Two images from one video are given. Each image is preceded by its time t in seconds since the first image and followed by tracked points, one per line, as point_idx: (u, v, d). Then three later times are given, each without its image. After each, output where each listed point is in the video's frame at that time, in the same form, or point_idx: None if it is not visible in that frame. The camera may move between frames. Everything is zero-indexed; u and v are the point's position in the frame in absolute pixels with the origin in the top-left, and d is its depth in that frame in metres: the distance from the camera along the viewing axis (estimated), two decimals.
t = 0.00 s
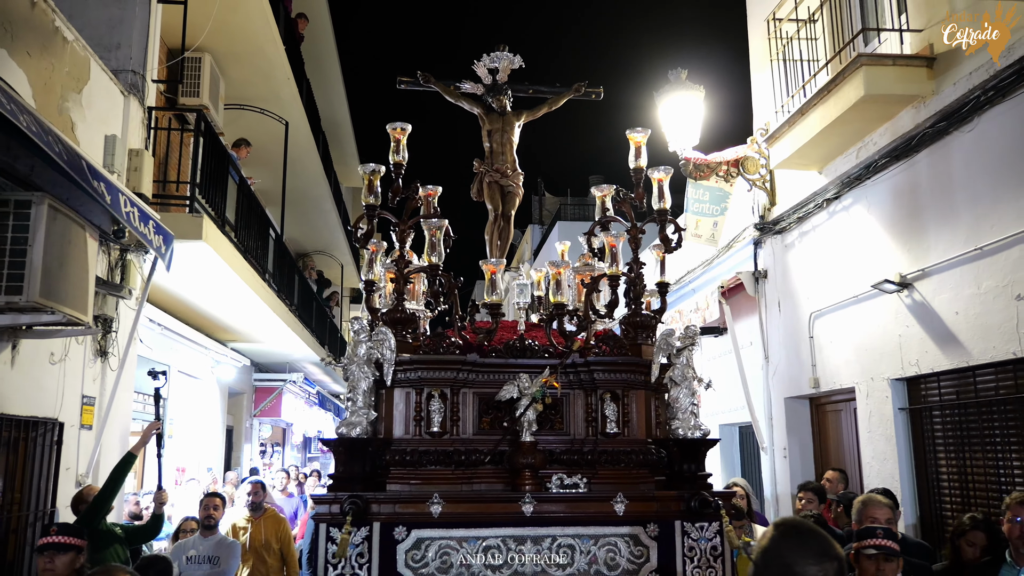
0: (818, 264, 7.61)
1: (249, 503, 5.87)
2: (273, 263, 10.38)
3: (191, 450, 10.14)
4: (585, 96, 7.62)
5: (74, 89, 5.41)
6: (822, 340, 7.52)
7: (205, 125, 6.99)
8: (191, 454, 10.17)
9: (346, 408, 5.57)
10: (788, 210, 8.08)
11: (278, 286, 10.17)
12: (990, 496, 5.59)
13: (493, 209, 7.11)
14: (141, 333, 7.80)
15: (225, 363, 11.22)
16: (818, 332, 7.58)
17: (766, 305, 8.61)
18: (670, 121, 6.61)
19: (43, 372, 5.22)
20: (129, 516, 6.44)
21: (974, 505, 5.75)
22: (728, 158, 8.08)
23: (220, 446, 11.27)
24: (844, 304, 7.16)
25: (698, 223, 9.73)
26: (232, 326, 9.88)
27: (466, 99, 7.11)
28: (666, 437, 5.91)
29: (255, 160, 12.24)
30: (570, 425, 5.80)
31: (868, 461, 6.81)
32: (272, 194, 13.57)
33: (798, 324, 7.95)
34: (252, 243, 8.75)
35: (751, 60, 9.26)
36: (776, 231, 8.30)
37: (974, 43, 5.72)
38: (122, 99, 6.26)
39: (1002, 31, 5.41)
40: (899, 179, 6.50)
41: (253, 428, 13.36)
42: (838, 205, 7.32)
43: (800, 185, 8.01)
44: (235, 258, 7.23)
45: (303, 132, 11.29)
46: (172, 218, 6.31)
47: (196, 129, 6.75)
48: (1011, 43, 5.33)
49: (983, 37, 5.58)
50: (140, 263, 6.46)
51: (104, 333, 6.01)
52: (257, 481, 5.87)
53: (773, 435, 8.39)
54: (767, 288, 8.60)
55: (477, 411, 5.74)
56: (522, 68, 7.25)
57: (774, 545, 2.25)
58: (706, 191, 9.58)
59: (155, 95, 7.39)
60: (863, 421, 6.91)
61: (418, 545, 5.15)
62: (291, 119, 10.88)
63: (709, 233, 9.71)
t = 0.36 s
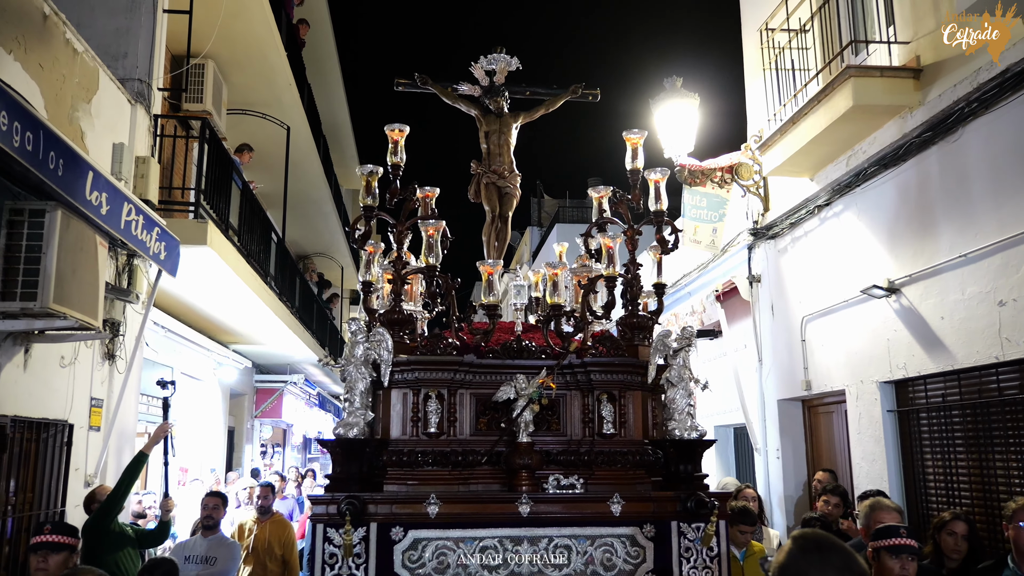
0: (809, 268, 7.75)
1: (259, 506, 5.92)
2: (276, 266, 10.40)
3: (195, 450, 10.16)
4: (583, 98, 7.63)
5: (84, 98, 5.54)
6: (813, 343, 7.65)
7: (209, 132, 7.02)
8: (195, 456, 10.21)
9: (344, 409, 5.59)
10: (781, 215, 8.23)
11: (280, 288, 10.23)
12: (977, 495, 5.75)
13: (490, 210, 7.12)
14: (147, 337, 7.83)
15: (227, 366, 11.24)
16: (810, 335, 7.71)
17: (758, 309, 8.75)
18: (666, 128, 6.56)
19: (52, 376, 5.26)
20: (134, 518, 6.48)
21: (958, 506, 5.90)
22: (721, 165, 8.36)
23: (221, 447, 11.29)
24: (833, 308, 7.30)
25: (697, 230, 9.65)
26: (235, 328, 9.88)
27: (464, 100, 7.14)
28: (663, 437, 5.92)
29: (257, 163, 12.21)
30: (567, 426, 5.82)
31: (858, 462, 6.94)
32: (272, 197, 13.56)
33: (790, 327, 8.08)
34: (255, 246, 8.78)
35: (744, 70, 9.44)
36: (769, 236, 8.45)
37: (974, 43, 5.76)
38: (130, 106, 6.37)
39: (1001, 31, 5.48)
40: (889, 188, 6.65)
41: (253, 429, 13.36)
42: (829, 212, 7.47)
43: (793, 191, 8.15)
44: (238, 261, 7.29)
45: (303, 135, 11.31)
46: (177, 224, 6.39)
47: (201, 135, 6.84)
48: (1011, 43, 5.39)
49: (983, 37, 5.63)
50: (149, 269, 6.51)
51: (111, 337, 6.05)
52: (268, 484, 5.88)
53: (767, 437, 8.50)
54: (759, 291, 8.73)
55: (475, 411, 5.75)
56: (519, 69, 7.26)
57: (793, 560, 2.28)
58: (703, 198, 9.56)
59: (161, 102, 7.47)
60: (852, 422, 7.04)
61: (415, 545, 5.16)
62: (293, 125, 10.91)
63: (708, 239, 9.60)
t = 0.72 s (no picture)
0: (795, 272, 7.89)
1: (265, 503, 5.90)
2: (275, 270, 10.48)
3: (196, 452, 10.21)
4: (581, 100, 7.68)
5: (89, 109, 5.58)
6: (800, 345, 7.77)
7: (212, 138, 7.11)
8: (196, 458, 10.28)
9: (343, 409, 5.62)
10: (768, 220, 8.34)
11: (280, 292, 10.28)
12: (954, 494, 5.90)
13: (488, 212, 7.16)
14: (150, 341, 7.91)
15: (226, 368, 11.28)
16: (796, 338, 7.84)
17: (746, 312, 8.86)
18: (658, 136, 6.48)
19: (60, 377, 5.33)
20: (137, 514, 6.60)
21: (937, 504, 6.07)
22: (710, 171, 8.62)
23: (222, 448, 11.35)
24: (818, 310, 7.43)
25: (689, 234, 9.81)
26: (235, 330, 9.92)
27: (463, 102, 7.17)
28: (660, 436, 5.94)
29: (258, 168, 12.27)
30: (565, 425, 5.84)
31: (843, 461, 7.08)
32: (271, 200, 13.61)
33: (777, 330, 8.20)
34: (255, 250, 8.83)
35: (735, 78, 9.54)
36: (756, 241, 8.56)
37: (974, 43, 5.67)
38: (133, 114, 6.39)
39: (1001, 31, 5.39)
40: (872, 196, 6.78)
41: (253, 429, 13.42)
42: (814, 217, 7.59)
43: (780, 198, 8.27)
44: (240, 267, 7.38)
45: (303, 141, 11.35)
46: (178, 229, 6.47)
47: (202, 144, 6.87)
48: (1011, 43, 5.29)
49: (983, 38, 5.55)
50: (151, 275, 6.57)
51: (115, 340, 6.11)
52: (275, 481, 5.88)
53: (755, 437, 8.63)
54: (748, 295, 8.83)
55: (473, 412, 5.78)
56: (517, 71, 7.29)
57: (776, 543, 2.31)
58: (695, 203, 9.70)
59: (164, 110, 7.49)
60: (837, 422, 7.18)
61: (414, 544, 5.18)
62: (292, 130, 10.97)
63: (702, 242, 9.91)
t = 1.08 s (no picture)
0: (783, 278, 8.03)
1: (255, 507, 5.95)
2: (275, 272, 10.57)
3: (199, 453, 10.27)
4: (585, 102, 7.71)
5: (97, 121, 5.66)
6: (788, 349, 7.90)
7: (212, 149, 7.22)
8: (200, 458, 10.34)
9: (347, 411, 5.66)
10: (759, 227, 8.46)
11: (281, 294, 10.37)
12: (932, 498, 6.11)
13: (491, 214, 7.21)
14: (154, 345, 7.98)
15: (229, 369, 11.34)
16: (785, 342, 7.97)
17: (737, 316, 8.97)
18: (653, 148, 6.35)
19: (68, 382, 5.39)
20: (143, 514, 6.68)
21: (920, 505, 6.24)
22: (702, 179, 8.79)
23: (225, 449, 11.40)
24: (805, 316, 7.56)
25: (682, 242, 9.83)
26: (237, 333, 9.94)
27: (467, 105, 7.21)
28: (662, 439, 5.96)
29: (260, 173, 12.33)
30: (568, 427, 5.89)
31: (829, 463, 7.23)
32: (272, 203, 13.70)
33: (766, 335, 8.32)
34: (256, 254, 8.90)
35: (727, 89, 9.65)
36: (746, 246, 8.69)
37: (973, 44, 5.62)
38: (138, 125, 6.48)
39: (1001, 31, 5.34)
40: (857, 206, 6.90)
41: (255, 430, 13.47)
42: (802, 225, 7.71)
43: (770, 205, 8.40)
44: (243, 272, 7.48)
45: (303, 146, 11.44)
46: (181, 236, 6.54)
47: (206, 153, 6.94)
48: (1011, 44, 5.25)
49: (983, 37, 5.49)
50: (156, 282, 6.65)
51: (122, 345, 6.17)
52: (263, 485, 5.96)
53: (745, 439, 8.74)
54: (738, 300, 8.94)
55: (477, 414, 5.83)
56: (521, 74, 7.32)
57: (786, 554, 2.32)
58: (686, 210, 9.65)
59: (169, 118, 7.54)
60: (823, 426, 7.34)
61: (418, 545, 5.23)
62: (293, 136, 11.07)
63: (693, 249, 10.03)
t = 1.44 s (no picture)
0: (777, 285, 8.08)
1: (252, 509, 5.98)
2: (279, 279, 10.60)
3: (205, 457, 10.30)
4: (583, 109, 7.76)
5: (110, 134, 5.73)
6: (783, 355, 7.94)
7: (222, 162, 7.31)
8: (205, 462, 10.37)
9: (349, 417, 5.70)
10: (754, 236, 8.51)
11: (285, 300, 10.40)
12: (920, 505, 6.15)
13: (491, 220, 7.26)
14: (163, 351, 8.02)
15: (233, 373, 11.39)
16: (779, 348, 8.01)
17: (733, 322, 9.01)
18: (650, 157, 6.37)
19: (84, 389, 5.46)
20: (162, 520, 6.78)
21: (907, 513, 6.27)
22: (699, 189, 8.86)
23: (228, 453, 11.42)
24: (799, 323, 7.60)
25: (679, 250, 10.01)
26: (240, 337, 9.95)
27: (466, 112, 7.25)
28: (660, 445, 5.95)
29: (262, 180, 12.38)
30: (568, 433, 5.92)
31: (821, 466, 7.27)
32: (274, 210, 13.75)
33: (761, 342, 8.37)
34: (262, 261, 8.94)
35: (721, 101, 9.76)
36: (741, 254, 8.73)
37: (972, 43, 5.39)
38: (148, 137, 6.55)
39: (1001, 31, 5.21)
40: (849, 216, 6.94)
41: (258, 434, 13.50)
42: (795, 235, 7.76)
43: (765, 214, 8.45)
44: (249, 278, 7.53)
45: (307, 154, 11.45)
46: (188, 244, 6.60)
47: (213, 163, 7.01)
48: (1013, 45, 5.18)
49: (981, 37, 5.32)
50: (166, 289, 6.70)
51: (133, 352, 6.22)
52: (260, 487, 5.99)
53: (741, 443, 8.79)
54: (733, 307, 8.99)
55: (477, 420, 5.88)
56: (520, 80, 7.35)
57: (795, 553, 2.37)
58: (683, 219, 9.80)
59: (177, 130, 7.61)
60: (816, 430, 7.38)
61: (419, 551, 5.25)
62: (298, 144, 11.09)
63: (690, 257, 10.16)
